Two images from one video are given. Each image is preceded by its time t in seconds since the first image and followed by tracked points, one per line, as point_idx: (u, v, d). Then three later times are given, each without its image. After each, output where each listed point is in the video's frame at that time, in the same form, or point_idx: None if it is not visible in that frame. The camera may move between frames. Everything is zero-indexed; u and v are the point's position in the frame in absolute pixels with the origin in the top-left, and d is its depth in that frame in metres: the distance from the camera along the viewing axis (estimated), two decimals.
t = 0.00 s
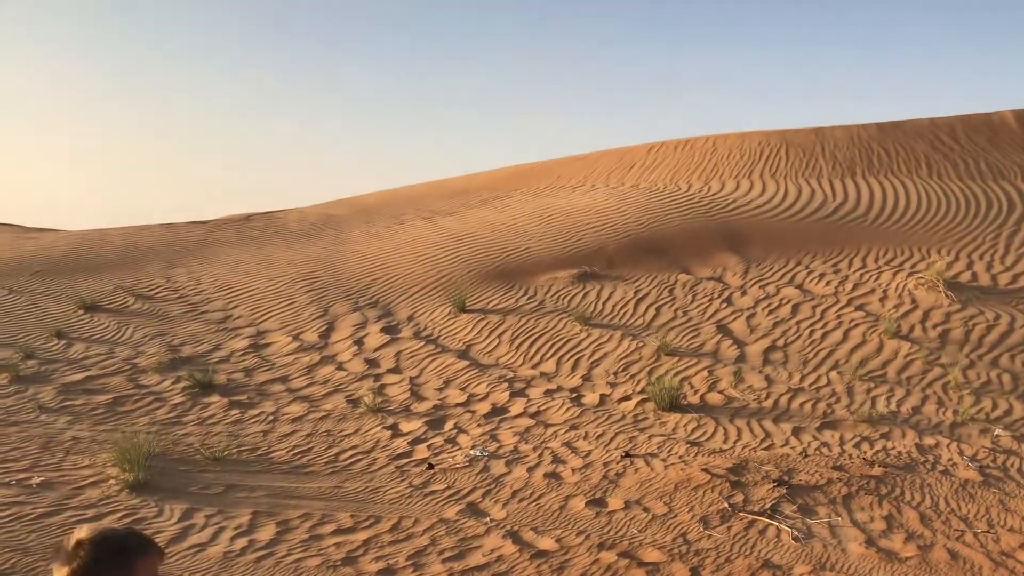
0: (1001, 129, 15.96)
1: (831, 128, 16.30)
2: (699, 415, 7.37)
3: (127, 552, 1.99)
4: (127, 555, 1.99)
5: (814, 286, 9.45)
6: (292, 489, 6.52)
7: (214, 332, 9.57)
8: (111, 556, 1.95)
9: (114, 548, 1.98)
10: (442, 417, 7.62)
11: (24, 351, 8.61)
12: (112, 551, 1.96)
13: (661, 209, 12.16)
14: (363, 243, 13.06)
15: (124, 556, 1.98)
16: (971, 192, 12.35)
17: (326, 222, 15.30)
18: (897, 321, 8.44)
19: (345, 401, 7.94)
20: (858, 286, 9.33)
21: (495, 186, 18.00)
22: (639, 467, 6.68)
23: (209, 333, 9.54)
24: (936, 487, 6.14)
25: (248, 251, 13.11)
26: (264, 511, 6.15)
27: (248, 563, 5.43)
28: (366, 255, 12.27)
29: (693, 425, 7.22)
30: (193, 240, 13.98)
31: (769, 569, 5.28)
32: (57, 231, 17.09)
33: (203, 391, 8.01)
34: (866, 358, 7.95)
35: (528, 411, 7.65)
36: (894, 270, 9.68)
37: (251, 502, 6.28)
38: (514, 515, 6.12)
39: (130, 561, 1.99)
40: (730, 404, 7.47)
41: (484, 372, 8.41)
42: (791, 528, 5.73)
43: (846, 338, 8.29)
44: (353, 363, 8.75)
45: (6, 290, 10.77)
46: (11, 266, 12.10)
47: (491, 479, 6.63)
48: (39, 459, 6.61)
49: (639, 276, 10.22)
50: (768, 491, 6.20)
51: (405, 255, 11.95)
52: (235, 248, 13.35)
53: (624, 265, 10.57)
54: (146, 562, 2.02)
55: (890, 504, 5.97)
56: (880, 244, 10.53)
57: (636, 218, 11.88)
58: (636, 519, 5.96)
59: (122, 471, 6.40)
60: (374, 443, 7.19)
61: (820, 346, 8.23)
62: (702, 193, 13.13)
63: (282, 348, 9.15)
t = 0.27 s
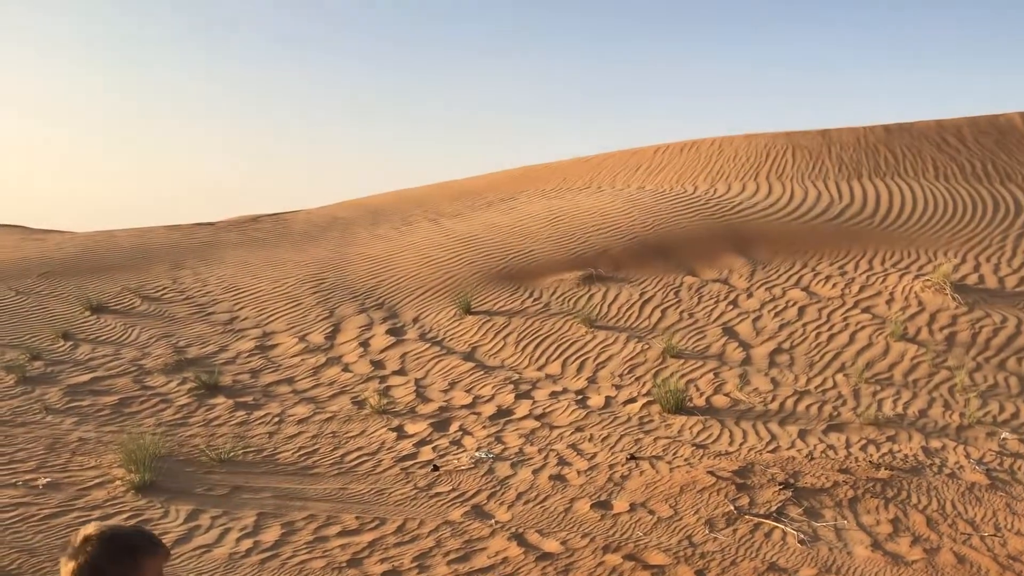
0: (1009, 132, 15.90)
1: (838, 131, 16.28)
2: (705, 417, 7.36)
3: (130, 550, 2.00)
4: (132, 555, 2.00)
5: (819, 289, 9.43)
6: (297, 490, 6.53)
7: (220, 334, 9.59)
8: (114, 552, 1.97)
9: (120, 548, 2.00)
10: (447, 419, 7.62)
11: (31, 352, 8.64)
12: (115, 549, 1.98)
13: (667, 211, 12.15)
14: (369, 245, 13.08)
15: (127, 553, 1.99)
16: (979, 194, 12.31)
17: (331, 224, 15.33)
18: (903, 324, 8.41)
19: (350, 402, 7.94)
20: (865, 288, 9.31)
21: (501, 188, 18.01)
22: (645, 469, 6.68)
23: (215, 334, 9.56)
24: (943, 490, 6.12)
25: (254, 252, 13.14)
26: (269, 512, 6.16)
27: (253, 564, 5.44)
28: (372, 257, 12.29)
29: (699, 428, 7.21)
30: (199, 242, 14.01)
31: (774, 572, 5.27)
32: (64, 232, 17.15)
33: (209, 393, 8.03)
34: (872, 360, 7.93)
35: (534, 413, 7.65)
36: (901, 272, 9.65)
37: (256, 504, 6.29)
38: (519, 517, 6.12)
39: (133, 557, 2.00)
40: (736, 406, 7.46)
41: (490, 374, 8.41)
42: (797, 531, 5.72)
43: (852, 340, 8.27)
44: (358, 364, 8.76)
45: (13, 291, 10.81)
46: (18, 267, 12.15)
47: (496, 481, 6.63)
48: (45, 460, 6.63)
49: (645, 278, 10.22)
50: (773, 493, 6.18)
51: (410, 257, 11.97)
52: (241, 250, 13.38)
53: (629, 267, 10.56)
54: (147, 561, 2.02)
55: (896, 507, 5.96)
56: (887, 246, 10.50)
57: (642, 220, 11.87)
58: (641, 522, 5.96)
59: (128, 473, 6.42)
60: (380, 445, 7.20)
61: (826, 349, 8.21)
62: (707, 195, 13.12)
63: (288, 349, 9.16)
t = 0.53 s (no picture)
0: (1017, 133, 15.86)
1: (844, 132, 16.26)
2: (711, 419, 7.37)
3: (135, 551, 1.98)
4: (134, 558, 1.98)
5: (826, 290, 9.43)
6: (305, 491, 6.56)
7: (228, 335, 9.63)
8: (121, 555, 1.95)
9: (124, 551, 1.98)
10: (454, 420, 7.65)
11: (40, 353, 8.69)
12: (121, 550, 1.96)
13: (673, 212, 12.16)
14: (376, 247, 13.11)
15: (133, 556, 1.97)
16: (986, 196, 12.29)
17: (338, 226, 15.37)
18: (910, 325, 8.41)
19: (358, 404, 7.97)
20: (872, 289, 9.31)
21: (507, 189, 18.03)
22: (651, 471, 6.69)
23: (222, 336, 9.60)
24: (950, 492, 6.12)
25: (261, 254, 13.19)
26: (277, 513, 6.19)
27: (261, 565, 5.47)
28: (379, 259, 12.33)
29: (705, 429, 7.22)
30: (206, 243, 14.07)
31: (781, 573, 5.28)
32: (73, 234, 17.23)
33: (217, 394, 8.07)
34: (879, 362, 7.93)
35: (540, 414, 7.67)
36: (908, 274, 9.64)
37: (264, 504, 6.32)
38: (526, 518, 6.14)
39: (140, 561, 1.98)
40: (742, 408, 7.47)
41: (496, 375, 8.43)
42: (803, 532, 5.72)
43: (859, 341, 8.27)
44: (365, 366, 8.79)
45: (21, 293, 10.87)
46: (27, 269, 12.22)
47: (503, 482, 6.65)
48: (55, 461, 6.67)
49: (651, 279, 10.23)
50: (780, 495, 6.19)
51: (417, 258, 11.99)
52: (248, 251, 13.43)
53: (636, 269, 10.57)
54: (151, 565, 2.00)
55: (903, 509, 5.96)
56: (893, 247, 10.49)
57: (648, 221, 11.88)
58: (647, 523, 5.97)
59: (137, 473, 6.46)
60: (387, 446, 7.22)
61: (832, 350, 8.21)
62: (714, 196, 13.12)
63: (295, 351, 9.20)
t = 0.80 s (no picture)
0: None
1: (854, 131, 16.20)
2: (720, 417, 7.34)
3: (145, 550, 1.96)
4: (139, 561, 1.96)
5: (835, 289, 9.39)
6: (313, 489, 6.57)
7: (236, 334, 9.65)
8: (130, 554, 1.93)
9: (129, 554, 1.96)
10: (462, 419, 7.64)
11: (49, 351, 8.72)
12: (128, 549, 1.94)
13: (681, 211, 12.14)
14: (384, 246, 13.12)
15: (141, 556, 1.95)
16: (997, 194, 12.21)
17: (346, 225, 15.38)
18: (920, 324, 8.37)
19: (366, 402, 7.98)
20: (881, 288, 9.27)
21: (514, 188, 18.03)
22: (659, 469, 6.68)
23: (231, 334, 9.62)
24: (960, 491, 6.09)
25: (270, 253, 13.21)
26: (286, 511, 6.20)
27: (270, 562, 5.48)
28: (387, 257, 12.34)
29: (714, 428, 7.20)
30: (215, 242, 14.10)
31: (791, 572, 5.26)
32: (82, 233, 17.30)
33: (226, 392, 8.09)
34: (889, 360, 7.89)
35: (548, 412, 7.66)
36: (917, 272, 9.60)
37: (273, 502, 6.33)
38: (534, 516, 6.13)
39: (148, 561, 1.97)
40: (751, 406, 7.44)
41: (505, 374, 8.43)
42: (813, 531, 5.70)
43: (869, 340, 8.23)
44: (374, 364, 8.80)
45: (31, 292, 10.92)
46: (36, 268, 12.27)
47: (511, 480, 6.65)
48: (64, 459, 6.70)
49: (660, 278, 10.21)
50: (789, 494, 6.17)
51: (425, 257, 12.00)
52: (256, 250, 13.46)
53: (644, 267, 10.56)
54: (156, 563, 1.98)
55: (913, 508, 5.93)
56: (903, 246, 10.45)
57: (656, 220, 11.86)
58: (656, 521, 5.96)
59: (146, 471, 6.48)
60: (395, 445, 7.22)
61: (842, 349, 8.18)
62: (722, 195, 13.09)
63: (304, 349, 9.21)
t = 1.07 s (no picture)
0: None
1: (863, 127, 16.12)
2: (728, 414, 7.32)
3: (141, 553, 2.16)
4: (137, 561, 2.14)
5: (844, 285, 9.35)
6: (320, 484, 6.57)
7: (243, 329, 9.66)
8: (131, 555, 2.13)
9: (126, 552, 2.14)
10: (470, 415, 7.64)
11: (57, 346, 8.74)
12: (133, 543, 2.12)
13: (689, 207, 12.10)
14: (391, 241, 13.12)
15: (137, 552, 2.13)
16: (1007, 190, 12.15)
17: (353, 220, 15.39)
18: (929, 320, 8.32)
19: (373, 398, 7.98)
20: (890, 284, 9.22)
21: (521, 184, 18.01)
22: (667, 466, 6.66)
23: (238, 330, 9.63)
24: (970, 489, 6.06)
25: (277, 249, 13.23)
26: (292, 506, 6.20)
27: (277, 558, 5.48)
28: (394, 253, 12.34)
29: (722, 424, 7.17)
30: (222, 238, 14.12)
31: (799, 569, 5.24)
32: (90, 228, 17.36)
33: (233, 387, 8.10)
34: (898, 357, 7.85)
35: (555, 409, 7.64)
36: (926, 268, 9.55)
37: (280, 498, 6.34)
38: (541, 512, 6.12)
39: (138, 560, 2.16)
40: (759, 403, 7.42)
41: (512, 370, 8.41)
42: (821, 528, 5.68)
43: (878, 337, 8.19)
44: (381, 360, 8.80)
45: (39, 287, 10.95)
46: (44, 263, 12.31)
47: (518, 476, 6.64)
48: (72, 454, 6.72)
49: (667, 274, 10.18)
50: (797, 491, 6.15)
51: (433, 253, 11.99)
52: (263, 246, 13.47)
53: (651, 263, 10.53)
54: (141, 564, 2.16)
55: (922, 505, 5.91)
56: (912, 242, 10.39)
57: (664, 216, 11.83)
58: (664, 518, 5.94)
59: (153, 466, 6.49)
60: (402, 440, 7.22)
61: (851, 345, 8.14)
62: (729, 190, 13.04)
63: (311, 345, 9.21)
